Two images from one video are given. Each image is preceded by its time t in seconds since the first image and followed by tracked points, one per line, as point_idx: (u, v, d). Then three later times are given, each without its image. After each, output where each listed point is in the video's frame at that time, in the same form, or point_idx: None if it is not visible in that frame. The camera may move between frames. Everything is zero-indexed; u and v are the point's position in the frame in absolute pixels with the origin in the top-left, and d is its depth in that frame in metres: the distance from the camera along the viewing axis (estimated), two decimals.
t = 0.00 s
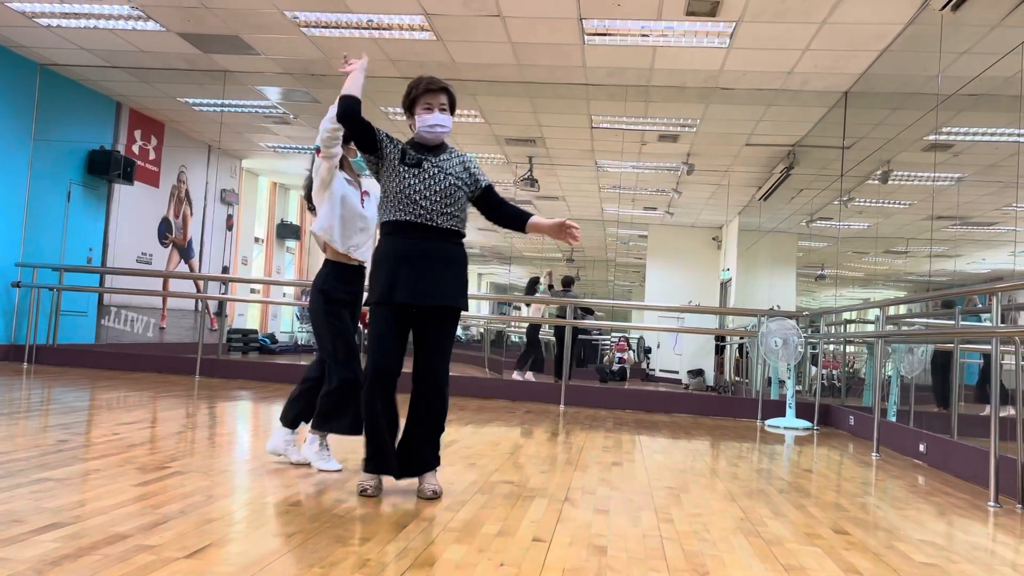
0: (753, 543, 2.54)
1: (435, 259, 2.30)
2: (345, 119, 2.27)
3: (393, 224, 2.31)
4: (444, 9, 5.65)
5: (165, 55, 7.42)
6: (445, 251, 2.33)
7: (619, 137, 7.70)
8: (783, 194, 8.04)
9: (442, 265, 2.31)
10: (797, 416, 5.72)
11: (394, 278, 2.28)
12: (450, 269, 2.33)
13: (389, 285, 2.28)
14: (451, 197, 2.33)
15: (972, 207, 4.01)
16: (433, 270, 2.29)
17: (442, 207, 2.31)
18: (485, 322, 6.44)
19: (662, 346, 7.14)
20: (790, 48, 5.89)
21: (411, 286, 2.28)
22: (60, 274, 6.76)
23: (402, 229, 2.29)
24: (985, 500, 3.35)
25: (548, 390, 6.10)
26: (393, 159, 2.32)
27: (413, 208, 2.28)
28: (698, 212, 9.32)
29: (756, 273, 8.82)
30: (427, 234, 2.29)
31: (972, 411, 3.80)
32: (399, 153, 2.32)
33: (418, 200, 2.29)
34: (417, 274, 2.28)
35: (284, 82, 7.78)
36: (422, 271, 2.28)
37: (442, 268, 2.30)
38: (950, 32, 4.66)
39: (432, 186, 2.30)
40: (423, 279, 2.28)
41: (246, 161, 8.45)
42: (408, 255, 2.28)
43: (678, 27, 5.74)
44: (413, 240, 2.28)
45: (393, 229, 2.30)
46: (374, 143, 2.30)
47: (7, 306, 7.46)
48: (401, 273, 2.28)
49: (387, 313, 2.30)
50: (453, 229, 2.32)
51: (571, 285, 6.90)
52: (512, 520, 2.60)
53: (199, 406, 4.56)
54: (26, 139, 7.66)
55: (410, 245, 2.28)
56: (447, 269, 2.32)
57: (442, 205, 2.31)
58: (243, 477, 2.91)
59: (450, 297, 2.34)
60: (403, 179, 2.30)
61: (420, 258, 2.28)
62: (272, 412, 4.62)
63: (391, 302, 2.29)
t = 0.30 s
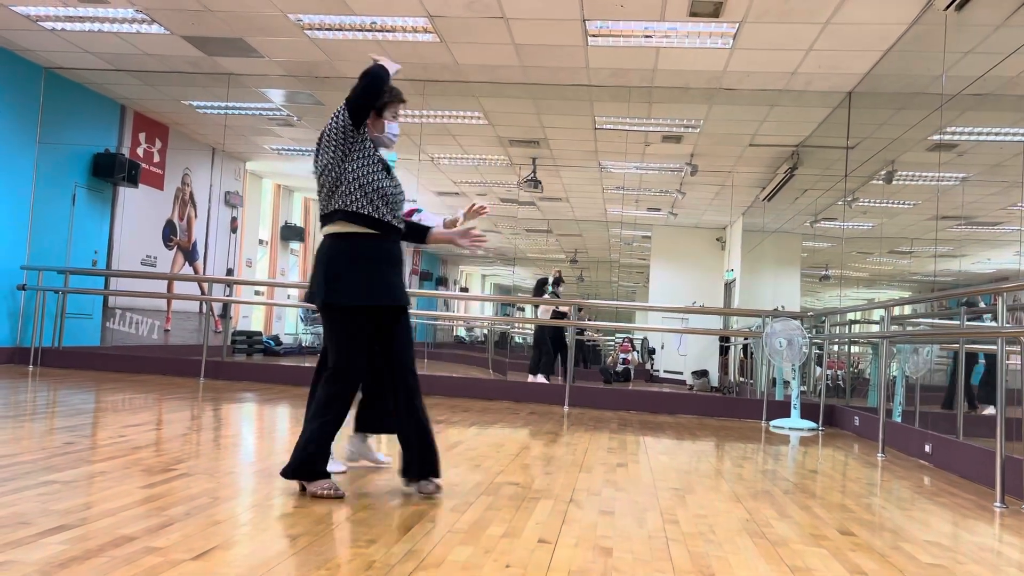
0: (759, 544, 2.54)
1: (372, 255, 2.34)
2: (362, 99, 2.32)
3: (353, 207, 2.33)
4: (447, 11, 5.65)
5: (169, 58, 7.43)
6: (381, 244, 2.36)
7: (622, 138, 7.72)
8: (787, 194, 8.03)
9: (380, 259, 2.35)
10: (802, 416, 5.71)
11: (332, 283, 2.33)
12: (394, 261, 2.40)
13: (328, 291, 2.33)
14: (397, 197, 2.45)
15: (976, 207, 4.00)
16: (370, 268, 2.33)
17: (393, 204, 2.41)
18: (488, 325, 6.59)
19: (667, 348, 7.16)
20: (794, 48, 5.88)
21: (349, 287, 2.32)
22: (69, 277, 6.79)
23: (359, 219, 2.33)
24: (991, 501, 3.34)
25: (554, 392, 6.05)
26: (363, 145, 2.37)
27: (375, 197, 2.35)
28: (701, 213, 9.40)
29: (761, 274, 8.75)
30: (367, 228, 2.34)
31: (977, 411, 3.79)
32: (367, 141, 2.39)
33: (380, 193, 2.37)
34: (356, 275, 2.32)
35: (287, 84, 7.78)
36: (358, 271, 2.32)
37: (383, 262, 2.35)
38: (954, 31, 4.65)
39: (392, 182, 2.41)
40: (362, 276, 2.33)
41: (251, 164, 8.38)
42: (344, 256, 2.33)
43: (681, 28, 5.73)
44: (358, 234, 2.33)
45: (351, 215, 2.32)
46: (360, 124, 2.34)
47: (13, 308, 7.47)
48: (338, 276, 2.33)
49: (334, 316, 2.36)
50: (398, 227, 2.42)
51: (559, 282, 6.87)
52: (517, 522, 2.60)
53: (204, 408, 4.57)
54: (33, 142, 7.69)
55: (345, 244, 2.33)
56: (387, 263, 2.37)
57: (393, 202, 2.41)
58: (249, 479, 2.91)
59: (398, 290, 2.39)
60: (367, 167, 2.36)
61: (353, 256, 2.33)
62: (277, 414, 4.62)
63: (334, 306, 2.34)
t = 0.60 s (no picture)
0: (768, 545, 2.53)
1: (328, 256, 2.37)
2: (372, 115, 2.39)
3: (336, 215, 2.37)
4: (454, 13, 5.67)
5: (177, 62, 7.47)
6: (339, 247, 2.39)
7: (629, 140, 7.58)
8: (795, 195, 7.99)
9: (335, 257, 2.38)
10: (811, 417, 5.70)
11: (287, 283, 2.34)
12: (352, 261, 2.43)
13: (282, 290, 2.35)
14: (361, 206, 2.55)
15: (985, 206, 3.98)
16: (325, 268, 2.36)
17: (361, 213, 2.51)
18: (495, 325, 6.42)
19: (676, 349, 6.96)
20: (800, 48, 5.87)
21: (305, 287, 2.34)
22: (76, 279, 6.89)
23: (334, 228, 2.37)
24: (1001, 502, 3.33)
25: (561, 394, 6.16)
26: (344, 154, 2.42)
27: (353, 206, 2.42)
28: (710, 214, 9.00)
29: (768, 275, 8.72)
30: (330, 233, 2.37)
31: (987, 411, 3.77)
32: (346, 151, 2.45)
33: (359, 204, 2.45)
34: (311, 276, 2.35)
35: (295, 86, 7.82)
36: (312, 273, 2.35)
37: (340, 263, 2.39)
38: (962, 31, 4.63)
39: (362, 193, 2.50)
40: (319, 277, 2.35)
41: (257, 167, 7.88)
42: (302, 257, 2.35)
43: (689, 28, 5.73)
44: (326, 237, 2.36)
45: (332, 221, 2.36)
46: (353, 136, 2.39)
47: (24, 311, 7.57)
48: (294, 278, 2.34)
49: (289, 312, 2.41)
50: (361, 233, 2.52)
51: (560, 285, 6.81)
52: (525, 523, 2.60)
53: (213, 410, 4.58)
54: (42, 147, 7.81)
55: (304, 245, 2.36)
56: (342, 261, 2.39)
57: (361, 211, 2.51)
58: (256, 481, 2.92)
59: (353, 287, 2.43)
60: (345, 176, 2.43)
61: (308, 258, 2.35)
62: (286, 416, 4.62)
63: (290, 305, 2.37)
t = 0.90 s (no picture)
0: (781, 547, 2.52)
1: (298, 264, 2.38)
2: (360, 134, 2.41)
3: (310, 227, 2.39)
4: (464, 15, 5.68)
5: (188, 65, 7.51)
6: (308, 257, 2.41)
7: (637, 141, 7.58)
8: (807, 195, 7.95)
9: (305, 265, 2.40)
10: (823, 419, 5.67)
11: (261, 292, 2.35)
12: (320, 269, 2.46)
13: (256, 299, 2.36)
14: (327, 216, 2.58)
15: (998, 205, 3.95)
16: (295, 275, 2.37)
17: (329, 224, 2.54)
18: (505, 326, 6.41)
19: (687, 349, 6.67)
20: (811, 48, 5.86)
21: (279, 295, 2.36)
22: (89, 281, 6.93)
23: (306, 239, 2.39)
24: (1016, 503, 3.30)
25: (570, 394, 6.19)
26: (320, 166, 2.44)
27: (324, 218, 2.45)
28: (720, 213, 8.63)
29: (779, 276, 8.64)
30: (297, 243, 2.38)
31: (1001, 412, 3.75)
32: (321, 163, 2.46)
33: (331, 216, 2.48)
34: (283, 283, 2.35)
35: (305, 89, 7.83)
36: (280, 282, 2.35)
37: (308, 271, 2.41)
38: (974, 29, 4.60)
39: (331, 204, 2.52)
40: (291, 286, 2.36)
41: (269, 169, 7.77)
42: (271, 267, 2.35)
43: (699, 29, 5.72)
44: (297, 246, 2.38)
45: (306, 233, 2.38)
46: (334, 152, 2.41)
47: (37, 312, 7.63)
48: (267, 287, 2.35)
49: (266, 323, 2.41)
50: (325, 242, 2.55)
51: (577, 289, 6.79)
52: (537, 524, 2.60)
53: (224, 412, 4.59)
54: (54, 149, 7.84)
55: (274, 255, 2.36)
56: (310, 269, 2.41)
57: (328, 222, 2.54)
58: (268, 482, 2.93)
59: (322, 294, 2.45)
60: (319, 188, 2.45)
61: (279, 267, 2.36)
62: (297, 418, 4.64)
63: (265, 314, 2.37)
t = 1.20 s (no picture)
0: (797, 549, 2.50)
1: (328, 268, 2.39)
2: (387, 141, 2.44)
3: (340, 232, 2.41)
4: (474, 16, 5.68)
5: (200, 68, 7.54)
6: (338, 262, 2.42)
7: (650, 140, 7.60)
8: (819, 195, 7.92)
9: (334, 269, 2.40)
10: (837, 420, 5.66)
11: (291, 297, 2.35)
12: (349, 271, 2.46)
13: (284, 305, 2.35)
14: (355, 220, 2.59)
15: (1012, 205, 3.92)
16: (325, 280, 2.37)
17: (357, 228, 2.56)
18: (516, 328, 6.38)
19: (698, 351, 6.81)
20: (823, 48, 5.84)
21: (309, 301, 2.36)
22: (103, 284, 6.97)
23: (338, 243, 2.42)
24: None
25: (583, 395, 6.15)
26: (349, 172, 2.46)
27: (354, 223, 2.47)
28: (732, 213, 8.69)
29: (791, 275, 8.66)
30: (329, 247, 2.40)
31: (1017, 413, 3.72)
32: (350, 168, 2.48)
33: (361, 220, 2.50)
34: (314, 289, 2.36)
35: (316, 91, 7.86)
36: (313, 287, 2.36)
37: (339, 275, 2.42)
38: (988, 28, 4.57)
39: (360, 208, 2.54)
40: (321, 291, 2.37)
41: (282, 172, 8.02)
42: (302, 272, 2.36)
43: (711, 29, 5.71)
44: (327, 251, 2.39)
45: (336, 238, 2.40)
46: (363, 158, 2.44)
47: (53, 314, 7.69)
48: (297, 292, 2.35)
49: (296, 326, 2.41)
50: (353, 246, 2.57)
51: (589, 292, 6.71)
52: (551, 526, 2.60)
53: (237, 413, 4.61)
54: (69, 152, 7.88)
55: (305, 259, 2.37)
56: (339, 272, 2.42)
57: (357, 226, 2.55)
58: (282, 483, 2.94)
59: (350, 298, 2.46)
60: (349, 193, 2.47)
61: (310, 272, 2.36)
62: (309, 419, 4.66)
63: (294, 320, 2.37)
